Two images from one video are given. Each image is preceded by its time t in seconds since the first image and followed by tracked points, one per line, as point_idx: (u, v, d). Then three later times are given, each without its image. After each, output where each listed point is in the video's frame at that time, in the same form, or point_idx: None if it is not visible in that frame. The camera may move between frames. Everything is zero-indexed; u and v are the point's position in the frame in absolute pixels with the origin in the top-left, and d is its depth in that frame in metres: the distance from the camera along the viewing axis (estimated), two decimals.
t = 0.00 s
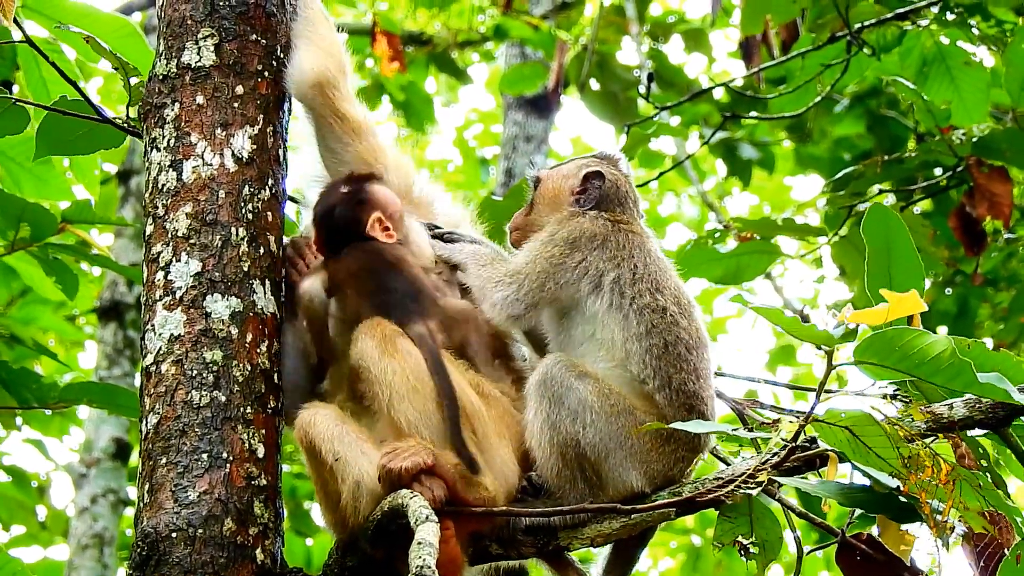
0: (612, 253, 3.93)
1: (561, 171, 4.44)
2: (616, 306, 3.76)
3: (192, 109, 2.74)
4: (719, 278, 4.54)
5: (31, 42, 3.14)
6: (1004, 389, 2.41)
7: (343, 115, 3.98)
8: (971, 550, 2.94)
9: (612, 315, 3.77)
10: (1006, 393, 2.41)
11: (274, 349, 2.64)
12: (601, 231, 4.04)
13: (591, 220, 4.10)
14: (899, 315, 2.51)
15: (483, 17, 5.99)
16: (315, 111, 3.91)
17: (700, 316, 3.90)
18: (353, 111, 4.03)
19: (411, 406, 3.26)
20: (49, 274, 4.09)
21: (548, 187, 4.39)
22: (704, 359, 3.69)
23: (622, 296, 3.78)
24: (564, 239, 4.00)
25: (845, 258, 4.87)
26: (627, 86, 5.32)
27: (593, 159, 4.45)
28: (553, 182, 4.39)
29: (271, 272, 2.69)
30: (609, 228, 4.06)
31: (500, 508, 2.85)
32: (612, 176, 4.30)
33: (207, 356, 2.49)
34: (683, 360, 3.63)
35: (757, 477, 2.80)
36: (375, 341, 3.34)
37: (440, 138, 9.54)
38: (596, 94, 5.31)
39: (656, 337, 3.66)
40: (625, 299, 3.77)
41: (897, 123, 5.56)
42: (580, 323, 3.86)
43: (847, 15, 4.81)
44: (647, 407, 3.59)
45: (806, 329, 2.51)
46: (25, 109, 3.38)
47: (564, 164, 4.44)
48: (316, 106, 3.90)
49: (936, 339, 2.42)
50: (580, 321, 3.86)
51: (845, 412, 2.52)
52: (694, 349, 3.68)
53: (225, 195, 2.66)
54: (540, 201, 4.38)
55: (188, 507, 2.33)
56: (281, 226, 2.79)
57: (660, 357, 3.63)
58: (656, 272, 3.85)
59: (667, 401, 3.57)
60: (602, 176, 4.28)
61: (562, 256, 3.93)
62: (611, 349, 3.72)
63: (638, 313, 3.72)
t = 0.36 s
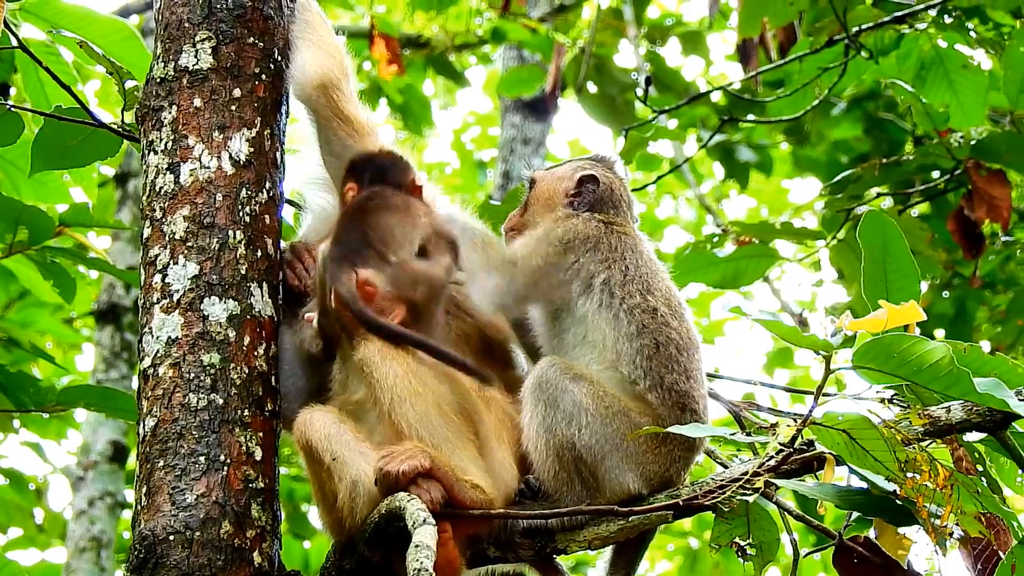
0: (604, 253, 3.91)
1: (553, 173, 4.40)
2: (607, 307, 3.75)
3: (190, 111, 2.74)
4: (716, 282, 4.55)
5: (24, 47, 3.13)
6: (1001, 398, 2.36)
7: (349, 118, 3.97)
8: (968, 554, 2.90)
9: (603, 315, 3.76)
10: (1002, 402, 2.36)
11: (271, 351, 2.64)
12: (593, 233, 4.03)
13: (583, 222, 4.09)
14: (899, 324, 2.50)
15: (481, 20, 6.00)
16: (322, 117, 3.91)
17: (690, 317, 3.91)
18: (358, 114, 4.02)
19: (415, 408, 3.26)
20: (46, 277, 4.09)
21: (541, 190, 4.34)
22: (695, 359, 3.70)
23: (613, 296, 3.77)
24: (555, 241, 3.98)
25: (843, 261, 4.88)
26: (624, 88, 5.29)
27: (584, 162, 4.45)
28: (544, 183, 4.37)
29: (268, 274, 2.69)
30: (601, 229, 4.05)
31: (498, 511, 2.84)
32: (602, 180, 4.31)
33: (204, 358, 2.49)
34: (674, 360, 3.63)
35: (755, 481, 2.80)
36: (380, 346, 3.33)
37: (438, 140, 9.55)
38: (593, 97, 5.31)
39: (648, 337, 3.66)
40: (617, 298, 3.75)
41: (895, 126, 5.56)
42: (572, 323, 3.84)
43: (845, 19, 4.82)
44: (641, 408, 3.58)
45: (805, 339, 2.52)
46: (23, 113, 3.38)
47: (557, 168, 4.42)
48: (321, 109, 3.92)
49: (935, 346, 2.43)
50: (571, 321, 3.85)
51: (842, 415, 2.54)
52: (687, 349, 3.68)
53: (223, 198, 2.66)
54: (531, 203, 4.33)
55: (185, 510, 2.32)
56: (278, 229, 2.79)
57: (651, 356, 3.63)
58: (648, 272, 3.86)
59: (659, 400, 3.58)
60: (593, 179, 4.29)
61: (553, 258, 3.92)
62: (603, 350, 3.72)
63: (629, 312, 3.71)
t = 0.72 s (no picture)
0: (598, 253, 3.95)
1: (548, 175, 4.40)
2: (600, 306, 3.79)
3: (185, 112, 2.74)
4: (712, 282, 4.56)
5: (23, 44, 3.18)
6: (997, 395, 2.40)
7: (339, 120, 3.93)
8: (964, 555, 2.91)
9: (597, 315, 3.79)
10: (998, 399, 2.39)
11: (267, 353, 2.64)
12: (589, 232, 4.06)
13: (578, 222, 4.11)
14: (894, 320, 2.51)
15: (476, 21, 6.00)
16: (307, 115, 3.82)
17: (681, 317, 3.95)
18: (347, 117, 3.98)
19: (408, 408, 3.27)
20: (42, 279, 4.09)
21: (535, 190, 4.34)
22: (687, 358, 3.73)
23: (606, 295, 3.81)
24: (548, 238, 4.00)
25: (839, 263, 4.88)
26: (620, 90, 5.33)
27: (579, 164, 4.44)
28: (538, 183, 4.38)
29: (264, 276, 2.69)
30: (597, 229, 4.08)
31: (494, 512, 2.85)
32: (599, 180, 4.32)
33: (199, 360, 2.49)
34: (667, 358, 3.67)
35: (750, 482, 2.80)
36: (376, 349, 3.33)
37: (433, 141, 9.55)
38: (589, 98, 5.31)
39: (640, 335, 3.71)
40: (610, 298, 3.80)
41: (891, 127, 5.58)
42: (563, 321, 3.87)
43: (840, 20, 4.82)
44: (634, 408, 3.60)
45: (800, 334, 2.52)
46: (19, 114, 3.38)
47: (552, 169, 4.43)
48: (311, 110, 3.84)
49: (929, 343, 2.43)
50: (563, 318, 3.88)
51: (838, 415, 2.53)
52: (678, 348, 3.72)
53: (218, 199, 2.66)
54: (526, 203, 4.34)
55: (181, 511, 2.32)
56: (273, 230, 2.79)
57: (643, 354, 3.67)
58: (641, 273, 3.91)
59: (653, 400, 3.61)
60: (591, 180, 4.30)
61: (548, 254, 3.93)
62: (595, 349, 3.75)
63: (621, 311, 3.77)
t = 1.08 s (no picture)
0: (587, 258, 3.93)
1: (530, 177, 4.38)
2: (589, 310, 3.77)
3: (173, 111, 2.74)
4: (699, 280, 4.56)
5: (8, 45, 3.12)
6: (984, 397, 2.37)
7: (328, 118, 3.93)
8: (950, 554, 2.87)
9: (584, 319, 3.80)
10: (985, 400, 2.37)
11: (254, 352, 2.64)
12: (575, 237, 4.04)
13: (563, 227, 4.10)
14: (881, 320, 2.52)
15: (464, 20, 5.99)
16: (298, 111, 3.78)
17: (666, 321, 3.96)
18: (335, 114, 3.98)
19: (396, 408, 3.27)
20: (29, 277, 4.07)
21: (519, 194, 4.32)
22: (674, 362, 3.75)
23: (595, 300, 3.80)
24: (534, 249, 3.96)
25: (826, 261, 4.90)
26: (608, 89, 5.34)
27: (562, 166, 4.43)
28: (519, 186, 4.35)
29: (251, 275, 2.69)
30: (583, 234, 4.06)
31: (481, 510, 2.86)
32: (583, 181, 4.29)
33: (187, 358, 2.49)
34: (654, 361, 3.68)
35: (738, 481, 2.81)
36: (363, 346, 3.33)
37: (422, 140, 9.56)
38: (577, 97, 5.33)
39: (628, 339, 3.71)
40: (599, 302, 3.80)
41: (878, 126, 5.60)
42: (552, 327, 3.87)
43: (828, 19, 4.84)
44: (619, 406, 3.61)
45: (787, 334, 2.53)
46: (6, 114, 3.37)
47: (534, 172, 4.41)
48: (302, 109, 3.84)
49: (916, 345, 2.44)
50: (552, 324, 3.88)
51: (825, 415, 2.56)
52: (666, 352, 3.74)
53: (205, 198, 2.66)
54: (510, 206, 4.31)
55: (168, 510, 2.33)
56: (261, 229, 2.79)
57: (630, 357, 3.68)
58: (628, 276, 3.91)
59: (638, 399, 3.62)
60: (574, 181, 4.26)
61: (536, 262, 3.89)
62: (582, 354, 3.76)
63: (610, 317, 3.76)
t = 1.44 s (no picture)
0: (598, 274, 3.88)
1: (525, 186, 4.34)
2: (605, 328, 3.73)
3: (168, 110, 2.74)
4: (696, 280, 4.57)
5: (4, 42, 3.12)
6: (980, 397, 2.38)
7: (324, 117, 3.93)
8: (946, 553, 2.90)
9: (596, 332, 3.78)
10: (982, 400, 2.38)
11: (250, 350, 2.64)
12: (584, 252, 3.97)
13: (567, 239, 4.04)
14: (876, 322, 2.54)
15: (460, 18, 5.99)
16: (294, 110, 3.85)
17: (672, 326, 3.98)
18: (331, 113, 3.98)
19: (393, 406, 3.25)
20: (24, 275, 4.07)
21: (519, 203, 4.28)
22: (682, 370, 3.79)
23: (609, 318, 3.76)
24: (546, 271, 3.88)
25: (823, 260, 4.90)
26: (603, 88, 5.34)
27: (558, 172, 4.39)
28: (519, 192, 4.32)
29: (246, 273, 2.69)
30: (590, 247, 4.00)
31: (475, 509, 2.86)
32: (581, 185, 4.23)
33: (182, 356, 2.49)
34: (665, 371, 3.70)
35: (733, 480, 2.81)
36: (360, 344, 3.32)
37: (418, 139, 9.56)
38: (572, 96, 5.33)
39: (642, 352, 3.72)
40: (615, 317, 3.79)
41: (874, 125, 5.61)
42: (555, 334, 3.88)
43: (824, 18, 4.85)
44: (620, 408, 3.65)
45: (783, 334, 2.53)
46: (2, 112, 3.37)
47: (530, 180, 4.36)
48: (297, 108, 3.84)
49: (913, 344, 2.44)
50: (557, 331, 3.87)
51: (820, 414, 2.60)
52: (675, 361, 3.76)
53: (201, 196, 2.66)
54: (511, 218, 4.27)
55: (164, 508, 2.33)
56: (256, 227, 2.79)
57: (643, 367, 3.69)
58: (637, 287, 3.90)
59: (643, 405, 3.64)
60: (572, 185, 4.21)
61: (553, 287, 3.81)
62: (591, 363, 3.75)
63: (623, 332, 3.76)
